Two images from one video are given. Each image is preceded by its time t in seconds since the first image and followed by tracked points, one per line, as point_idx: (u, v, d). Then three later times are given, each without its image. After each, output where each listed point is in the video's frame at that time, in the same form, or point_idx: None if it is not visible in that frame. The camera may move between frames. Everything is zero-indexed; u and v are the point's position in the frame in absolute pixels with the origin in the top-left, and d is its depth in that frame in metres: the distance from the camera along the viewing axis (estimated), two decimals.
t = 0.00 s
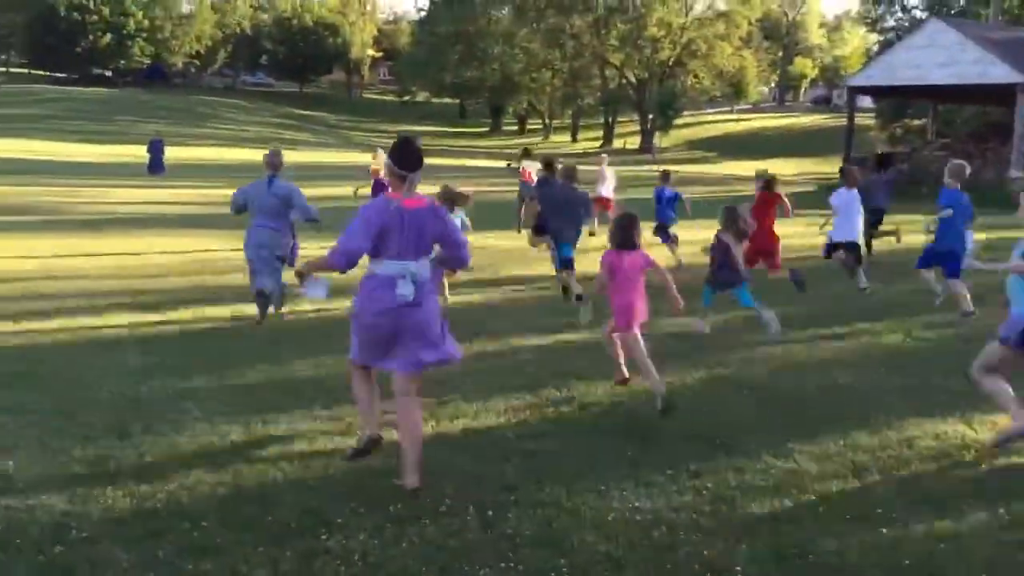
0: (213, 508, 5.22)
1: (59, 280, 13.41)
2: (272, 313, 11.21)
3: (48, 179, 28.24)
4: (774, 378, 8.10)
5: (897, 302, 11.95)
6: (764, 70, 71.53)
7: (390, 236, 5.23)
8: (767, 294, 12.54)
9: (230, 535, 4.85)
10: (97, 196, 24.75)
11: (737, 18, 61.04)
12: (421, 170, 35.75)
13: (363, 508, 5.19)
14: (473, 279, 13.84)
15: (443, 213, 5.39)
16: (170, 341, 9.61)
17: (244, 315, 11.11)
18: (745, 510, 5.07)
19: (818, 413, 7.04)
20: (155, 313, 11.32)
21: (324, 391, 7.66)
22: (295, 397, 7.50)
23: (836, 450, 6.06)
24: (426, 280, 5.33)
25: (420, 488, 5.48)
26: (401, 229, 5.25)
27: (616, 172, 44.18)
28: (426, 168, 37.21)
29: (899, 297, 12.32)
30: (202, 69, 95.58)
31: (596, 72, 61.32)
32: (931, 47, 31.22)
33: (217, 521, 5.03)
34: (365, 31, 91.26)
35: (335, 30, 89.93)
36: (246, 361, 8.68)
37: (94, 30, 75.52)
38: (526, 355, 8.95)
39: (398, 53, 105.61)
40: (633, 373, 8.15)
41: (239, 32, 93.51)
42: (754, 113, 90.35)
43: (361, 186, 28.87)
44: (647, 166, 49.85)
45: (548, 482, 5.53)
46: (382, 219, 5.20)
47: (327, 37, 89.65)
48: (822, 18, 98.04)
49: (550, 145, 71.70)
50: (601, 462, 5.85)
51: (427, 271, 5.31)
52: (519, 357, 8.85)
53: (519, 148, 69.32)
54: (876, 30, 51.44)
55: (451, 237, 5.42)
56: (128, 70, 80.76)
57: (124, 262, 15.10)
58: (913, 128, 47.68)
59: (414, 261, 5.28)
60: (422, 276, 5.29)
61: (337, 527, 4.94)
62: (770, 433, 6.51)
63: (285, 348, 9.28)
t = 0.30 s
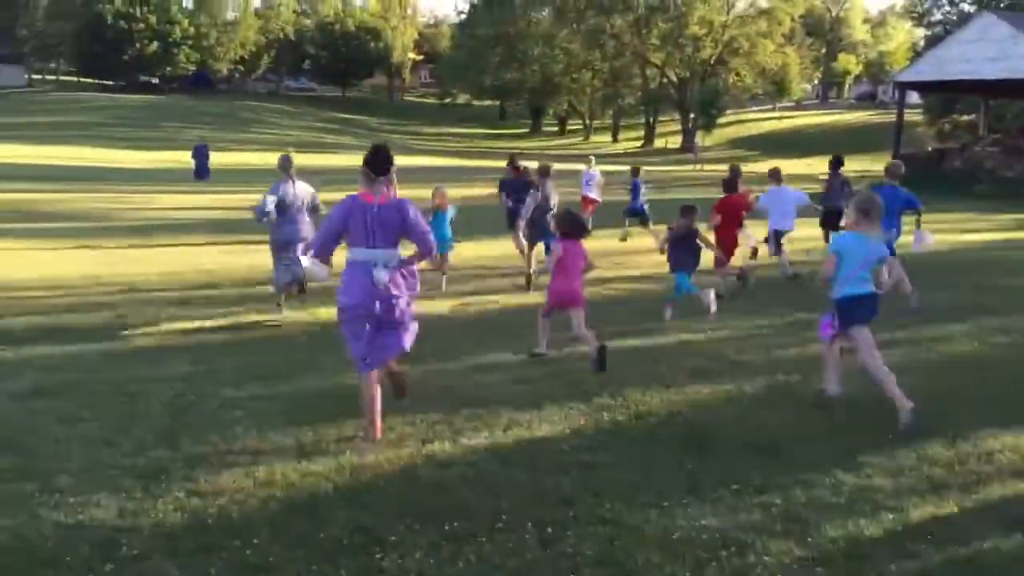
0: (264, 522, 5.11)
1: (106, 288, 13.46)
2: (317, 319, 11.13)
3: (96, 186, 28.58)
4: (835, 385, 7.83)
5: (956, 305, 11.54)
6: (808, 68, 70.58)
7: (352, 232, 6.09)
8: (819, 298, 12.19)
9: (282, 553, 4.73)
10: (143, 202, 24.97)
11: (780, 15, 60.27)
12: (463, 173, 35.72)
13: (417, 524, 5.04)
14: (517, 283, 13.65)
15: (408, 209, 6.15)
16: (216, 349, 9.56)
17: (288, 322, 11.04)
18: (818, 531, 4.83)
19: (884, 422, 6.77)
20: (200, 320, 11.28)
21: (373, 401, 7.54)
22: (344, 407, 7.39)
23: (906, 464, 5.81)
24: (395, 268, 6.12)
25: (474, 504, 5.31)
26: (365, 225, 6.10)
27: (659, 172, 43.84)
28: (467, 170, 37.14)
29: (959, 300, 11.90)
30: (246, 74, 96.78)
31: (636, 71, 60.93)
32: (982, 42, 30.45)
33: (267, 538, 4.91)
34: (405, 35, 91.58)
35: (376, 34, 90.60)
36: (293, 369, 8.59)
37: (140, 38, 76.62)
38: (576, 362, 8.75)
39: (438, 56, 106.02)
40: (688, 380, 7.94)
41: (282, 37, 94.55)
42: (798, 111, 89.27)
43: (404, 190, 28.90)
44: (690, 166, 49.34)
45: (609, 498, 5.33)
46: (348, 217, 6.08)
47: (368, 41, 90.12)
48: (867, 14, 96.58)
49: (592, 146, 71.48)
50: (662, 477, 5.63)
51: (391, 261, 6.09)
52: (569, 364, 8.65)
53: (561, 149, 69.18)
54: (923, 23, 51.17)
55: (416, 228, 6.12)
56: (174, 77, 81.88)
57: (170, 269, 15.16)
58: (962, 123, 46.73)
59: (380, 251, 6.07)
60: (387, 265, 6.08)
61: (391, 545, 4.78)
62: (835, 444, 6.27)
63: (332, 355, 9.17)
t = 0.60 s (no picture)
0: (292, 554, 4.88)
1: (138, 306, 13.36)
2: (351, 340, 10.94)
3: (130, 205, 28.79)
4: (892, 404, 7.48)
5: (1007, 320, 11.12)
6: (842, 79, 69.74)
7: (343, 233, 7.13)
8: (863, 316, 11.84)
9: None
10: (176, 221, 25.07)
11: (813, 28, 59.58)
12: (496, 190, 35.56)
13: (453, 557, 4.78)
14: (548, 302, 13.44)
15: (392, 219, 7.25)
16: (245, 369, 9.38)
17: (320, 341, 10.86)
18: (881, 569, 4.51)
19: (946, 447, 6.40)
20: (231, 339, 11.12)
21: (409, 422, 7.30)
22: (379, 428, 7.16)
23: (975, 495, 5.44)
24: (378, 267, 7.19)
25: (513, 534, 5.05)
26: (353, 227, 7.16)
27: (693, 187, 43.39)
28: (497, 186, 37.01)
29: (1009, 313, 11.48)
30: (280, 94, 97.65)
31: (667, 86, 60.96)
32: None
33: (297, 571, 4.67)
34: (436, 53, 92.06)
35: (407, 52, 91.06)
36: (327, 389, 8.40)
37: (175, 59, 77.50)
38: (615, 382, 8.45)
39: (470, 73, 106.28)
40: (735, 400, 7.62)
41: (315, 56, 95.24)
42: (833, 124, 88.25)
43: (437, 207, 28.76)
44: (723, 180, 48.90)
45: (655, 528, 5.04)
46: (338, 222, 7.14)
47: (399, 59, 90.66)
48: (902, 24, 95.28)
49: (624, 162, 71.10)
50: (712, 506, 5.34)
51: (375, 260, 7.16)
52: (608, 384, 8.35)
53: (593, 165, 68.89)
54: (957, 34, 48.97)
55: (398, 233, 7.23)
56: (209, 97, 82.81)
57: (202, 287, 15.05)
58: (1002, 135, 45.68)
59: (364, 251, 7.13)
60: (370, 261, 7.14)
61: None
62: (895, 469, 5.95)
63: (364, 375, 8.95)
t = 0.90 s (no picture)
0: None
1: (154, 320, 13.24)
2: (370, 357, 10.78)
3: (154, 215, 28.91)
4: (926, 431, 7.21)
5: None
6: (867, 91, 69.11)
7: (321, 243, 8.08)
8: (891, 338, 11.59)
9: None
10: (199, 231, 25.12)
11: (839, 38, 59.02)
12: (518, 203, 35.37)
13: None
14: (570, 318, 13.27)
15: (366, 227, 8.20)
16: (256, 388, 9.18)
17: (339, 358, 10.72)
18: None
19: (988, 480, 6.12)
20: (249, 354, 11.01)
21: (425, 445, 7.12)
22: (394, 451, 6.98)
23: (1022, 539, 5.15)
24: (350, 272, 8.12)
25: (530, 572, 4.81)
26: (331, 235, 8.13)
27: (715, 198, 42.99)
28: (521, 198, 36.89)
29: None
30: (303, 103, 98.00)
31: (691, 97, 60.52)
32: None
33: None
34: (460, 63, 92.30)
35: (430, 62, 91.28)
36: (342, 409, 8.23)
37: (201, 68, 78.05)
38: (637, 403, 8.20)
39: (492, 84, 106.36)
40: (764, 425, 7.38)
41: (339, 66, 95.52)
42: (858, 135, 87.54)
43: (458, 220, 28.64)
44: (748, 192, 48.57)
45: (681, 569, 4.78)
46: (316, 232, 8.09)
47: (423, 69, 90.97)
48: (929, 35, 94.45)
49: (647, 172, 70.75)
50: (741, 547, 5.06)
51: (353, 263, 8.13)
52: (630, 406, 8.11)
53: (615, 175, 68.62)
54: (985, 46, 48.33)
55: (372, 243, 8.14)
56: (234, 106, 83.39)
57: (218, 300, 14.94)
58: None
59: (338, 258, 8.07)
60: (347, 266, 8.08)
61: None
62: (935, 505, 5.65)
63: (379, 396, 8.74)
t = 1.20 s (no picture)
0: None
1: (166, 317, 13.15)
2: (384, 360, 10.56)
3: (168, 211, 28.88)
4: (958, 442, 6.98)
5: None
6: (882, 92, 68.69)
7: (326, 238, 8.93)
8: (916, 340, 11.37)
9: None
10: (212, 228, 25.07)
11: (856, 40, 58.67)
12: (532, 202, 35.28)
13: None
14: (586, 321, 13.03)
15: (363, 228, 9.09)
16: (270, 389, 9.04)
17: (352, 360, 10.51)
18: None
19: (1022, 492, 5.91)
20: (262, 354, 10.82)
21: (440, 451, 6.90)
22: (408, 457, 6.78)
23: None
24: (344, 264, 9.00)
25: None
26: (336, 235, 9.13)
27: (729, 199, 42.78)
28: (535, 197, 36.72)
29: None
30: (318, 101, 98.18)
31: (705, 97, 59.90)
32: None
33: None
34: (474, 62, 92.42)
35: (445, 61, 91.38)
36: (354, 413, 8.05)
37: (215, 66, 78.14)
38: (657, 408, 8.01)
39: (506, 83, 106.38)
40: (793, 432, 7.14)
41: (354, 65, 95.67)
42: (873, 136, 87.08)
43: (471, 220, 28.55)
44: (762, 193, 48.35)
45: None
46: (321, 228, 8.97)
47: (437, 67, 90.94)
48: (945, 36, 93.90)
49: (660, 172, 70.57)
50: (770, 563, 4.87)
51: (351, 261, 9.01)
52: (651, 410, 7.92)
53: (628, 174, 68.48)
54: (1004, 48, 47.91)
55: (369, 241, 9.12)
56: (248, 104, 83.52)
57: (230, 298, 14.85)
58: None
59: (339, 253, 8.96)
60: (344, 260, 8.97)
61: None
62: (971, 520, 5.45)
63: (394, 398, 8.58)
